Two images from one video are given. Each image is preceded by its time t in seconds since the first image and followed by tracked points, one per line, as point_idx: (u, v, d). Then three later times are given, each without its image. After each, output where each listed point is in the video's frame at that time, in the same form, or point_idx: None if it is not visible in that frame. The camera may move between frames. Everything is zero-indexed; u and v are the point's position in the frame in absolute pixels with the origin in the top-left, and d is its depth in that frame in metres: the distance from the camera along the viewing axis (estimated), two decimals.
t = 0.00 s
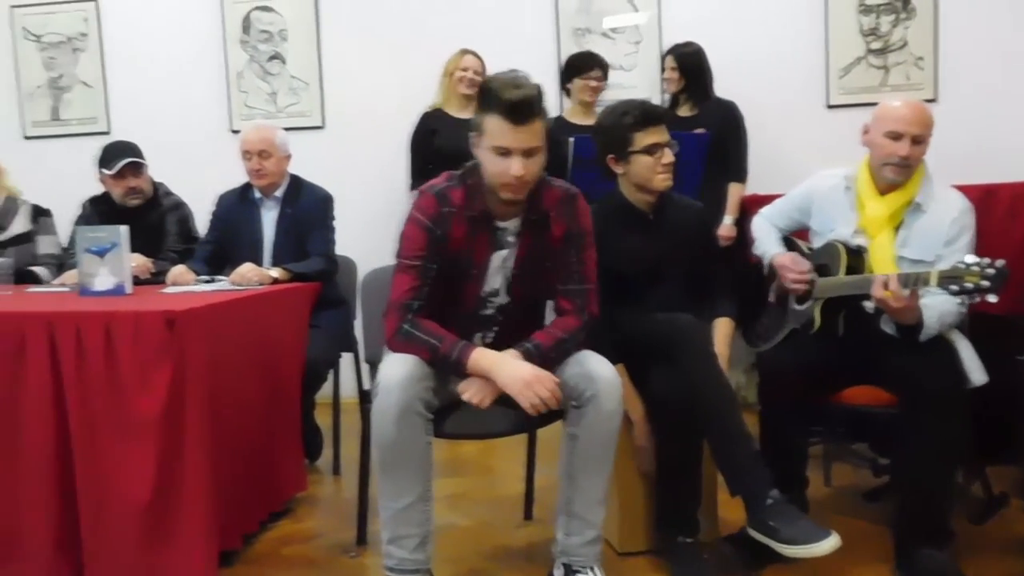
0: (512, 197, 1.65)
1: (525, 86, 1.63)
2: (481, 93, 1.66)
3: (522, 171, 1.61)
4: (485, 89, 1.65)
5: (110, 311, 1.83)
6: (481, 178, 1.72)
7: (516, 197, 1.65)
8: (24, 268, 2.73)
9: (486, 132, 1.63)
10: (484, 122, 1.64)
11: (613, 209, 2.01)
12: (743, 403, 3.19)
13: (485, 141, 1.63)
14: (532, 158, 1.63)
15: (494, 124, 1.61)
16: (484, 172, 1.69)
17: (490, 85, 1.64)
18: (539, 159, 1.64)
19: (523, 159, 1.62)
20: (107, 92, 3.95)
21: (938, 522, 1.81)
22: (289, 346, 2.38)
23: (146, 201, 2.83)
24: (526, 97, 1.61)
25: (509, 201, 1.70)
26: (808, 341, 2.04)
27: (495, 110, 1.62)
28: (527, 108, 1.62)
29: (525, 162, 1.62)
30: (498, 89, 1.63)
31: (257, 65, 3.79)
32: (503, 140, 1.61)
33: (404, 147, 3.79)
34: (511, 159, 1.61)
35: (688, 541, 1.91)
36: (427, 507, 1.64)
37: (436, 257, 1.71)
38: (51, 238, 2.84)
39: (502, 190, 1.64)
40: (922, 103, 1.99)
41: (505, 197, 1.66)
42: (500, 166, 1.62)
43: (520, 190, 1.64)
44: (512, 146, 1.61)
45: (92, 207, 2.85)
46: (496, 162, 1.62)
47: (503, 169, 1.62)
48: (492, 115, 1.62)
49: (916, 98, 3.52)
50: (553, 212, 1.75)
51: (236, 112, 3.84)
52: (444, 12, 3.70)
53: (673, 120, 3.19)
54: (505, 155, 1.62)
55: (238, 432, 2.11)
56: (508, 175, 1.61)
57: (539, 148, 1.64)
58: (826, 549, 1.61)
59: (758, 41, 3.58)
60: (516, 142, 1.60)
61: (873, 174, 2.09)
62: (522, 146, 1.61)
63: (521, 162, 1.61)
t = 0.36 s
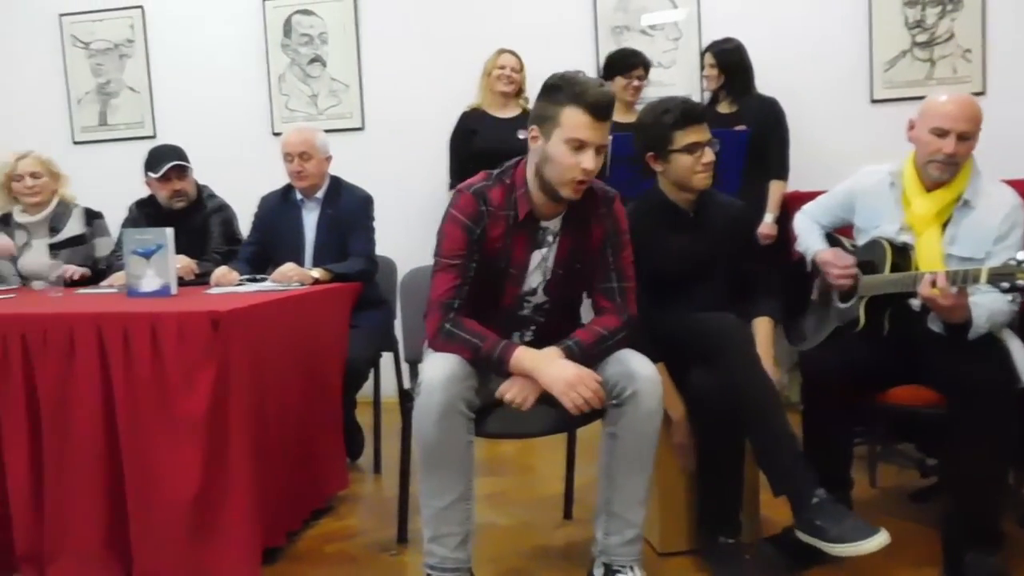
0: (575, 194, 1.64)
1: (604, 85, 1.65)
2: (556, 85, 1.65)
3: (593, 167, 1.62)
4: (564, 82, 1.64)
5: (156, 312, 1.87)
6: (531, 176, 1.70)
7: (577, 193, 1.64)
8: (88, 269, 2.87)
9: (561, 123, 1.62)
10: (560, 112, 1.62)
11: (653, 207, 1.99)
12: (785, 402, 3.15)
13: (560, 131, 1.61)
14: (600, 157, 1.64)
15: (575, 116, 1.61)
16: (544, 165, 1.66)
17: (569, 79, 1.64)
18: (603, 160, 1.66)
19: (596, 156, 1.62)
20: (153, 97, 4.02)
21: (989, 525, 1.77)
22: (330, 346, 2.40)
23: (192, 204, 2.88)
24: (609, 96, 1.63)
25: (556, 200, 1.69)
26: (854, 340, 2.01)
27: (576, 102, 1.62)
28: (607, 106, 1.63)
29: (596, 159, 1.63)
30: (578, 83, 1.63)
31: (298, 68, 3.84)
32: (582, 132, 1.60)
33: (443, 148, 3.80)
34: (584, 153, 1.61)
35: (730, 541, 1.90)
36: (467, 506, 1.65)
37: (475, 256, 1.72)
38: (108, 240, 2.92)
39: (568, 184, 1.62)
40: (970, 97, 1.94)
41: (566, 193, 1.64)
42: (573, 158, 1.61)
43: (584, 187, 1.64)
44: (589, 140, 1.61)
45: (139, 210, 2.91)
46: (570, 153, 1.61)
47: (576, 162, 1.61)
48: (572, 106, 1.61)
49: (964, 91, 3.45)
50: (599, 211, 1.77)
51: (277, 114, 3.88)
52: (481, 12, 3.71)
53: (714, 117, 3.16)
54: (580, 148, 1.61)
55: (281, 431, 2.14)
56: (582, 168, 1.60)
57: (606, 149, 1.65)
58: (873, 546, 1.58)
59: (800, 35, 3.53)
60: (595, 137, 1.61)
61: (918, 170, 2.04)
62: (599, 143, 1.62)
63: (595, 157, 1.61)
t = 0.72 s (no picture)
0: (593, 193, 1.65)
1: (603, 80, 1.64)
2: (558, 89, 1.65)
3: (608, 164, 1.62)
4: (565, 84, 1.64)
5: (216, 312, 1.91)
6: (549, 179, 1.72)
7: (596, 192, 1.65)
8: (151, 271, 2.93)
9: (568, 126, 1.62)
10: (566, 115, 1.63)
11: (707, 202, 1.96)
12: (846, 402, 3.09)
13: (568, 135, 1.62)
14: (611, 152, 1.64)
15: (581, 117, 1.61)
16: (557, 169, 1.67)
17: (570, 81, 1.64)
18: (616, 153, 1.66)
19: (607, 152, 1.63)
20: (213, 102, 4.12)
21: None
22: (386, 345, 2.43)
23: (250, 206, 2.95)
24: (611, 90, 1.63)
25: (573, 200, 1.70)
26: (916, 337, 1.95)
27: (579, 103, 1.62)
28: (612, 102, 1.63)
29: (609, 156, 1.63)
30: (579, 85, 1.63)
31: (353, 71, 3.89)
32: (590, 132, 1.61)
33: (495, 147, 3.81)
34: (596, 152, 1.62)
35: (789, 543, 1.87)
36: (521, 505, 1.65)
37: (510, 255, 1.74)
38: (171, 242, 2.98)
39: (584, 185, 1.63)
40: None
41: (584, 194, 1.66)
42: (586, 159, 1.62)
43: (601, 184, 1.65)
44: (598, 139, 1.61)
45: (200, 213, 2.98)
46: (582, 155, 1.62)
47: (589, 163, 1.62)
48: (577, 107, 1.61)
49: None
50: (619, 208, 1.75)
51: (333, 117, 3.94)
52: (533, 11, 3.71)
53: (771, 112, 3.11)
54: (590, 148, 1.61)
55: (338, 430, 2.17)
56: (597, 167, 1.61)
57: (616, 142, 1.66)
58: (941, 552, 1.54)
59: (859, 27, 3.46)
60: (604, 134, 1.61)
61: (982, 161, 1.99)
62: (609, 139, 1.62)
63: (607, 154, 1.62)
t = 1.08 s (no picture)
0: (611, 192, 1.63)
1: (595, 82, 1.56)
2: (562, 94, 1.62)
3: (608, 169, 1.57)
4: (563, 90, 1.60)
5: (278, 311, 1.95)
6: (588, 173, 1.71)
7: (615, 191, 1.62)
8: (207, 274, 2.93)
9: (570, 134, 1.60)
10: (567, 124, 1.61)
11: (767, 193, 1.92)
12: (913, 397, 3.01)
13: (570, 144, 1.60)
14: (616, 153, 1.58)
15: (572, 129, 1.57)
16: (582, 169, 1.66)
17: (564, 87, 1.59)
18: (626, 151, 1.58)
19: (607, 157, 1.57)
20: (272, 105, 4.20)
21: None
22: (443, 342, 2.45)
23: (310, 206, 3.00)
24: (596, 94, 1.54)
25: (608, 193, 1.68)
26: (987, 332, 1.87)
27: (570, 114, 1.57)
28: (600, 105, 1.55)
29: (610, 159, 1.57)
30: (570, 91, 1.58)
31: (408, 71, 3.92)
32: (583, 142, 1.57)
33: (550, 143, 3.80)
34: (596, 159, 1.58)
35: (855, 541, 1.83)
36: (579, 501, 1.65)
37: (563, 252, 1.74)
38: (235, 242, 3.03)
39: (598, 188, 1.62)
40: None
41: (607, 192, 1.64)
42: (588, 167, 1.59)
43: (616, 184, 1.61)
44: (594, 147, 1.56)
45: (262, 214, 3.04)
46: (584, 163, 1.59)
47: (591, 171, 1.59)
48: (568, 118, 1.58)
49: None
50: (673, 201, 1.71)
51: (389, 117, 3.98)
52: (588, 5, 3.69)
53: (832, 101, 3.04)
54: (588, 156, 1.58)
55: (398, 426, 2.19)
56: (596, 176, 1.58)
57: (623, 141, 1.57)
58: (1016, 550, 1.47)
59: (924, 11, 3.36)
60: (596, 142, 1.56)
61: None
62: (604, 145, 1.56)
63: (605, 160, 1.57)
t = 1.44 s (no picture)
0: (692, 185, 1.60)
1: (684, 73, 1.55)
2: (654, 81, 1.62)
3: (690, 160, 1.56)
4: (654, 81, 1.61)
5: (331, 307, 1.98)
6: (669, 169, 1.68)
7: (694, 185, 1.61)
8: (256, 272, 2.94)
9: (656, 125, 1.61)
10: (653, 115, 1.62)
11: (821, 183, 1.90)
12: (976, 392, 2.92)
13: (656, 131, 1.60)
14: (700, 146, 1.56)
15: (658, 117, 1.58)
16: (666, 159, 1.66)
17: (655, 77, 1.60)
18: (710, 145, 1.57)
19: (690, 149, 1.56)
20: (324, 105, 4.25)
21: None
22: (494, 339, 2.46)
23: (361, 205, 3.03)
24: (687, 83, 1.54)
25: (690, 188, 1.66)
26: None
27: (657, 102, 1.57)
28: (688, 94, 1.54)
29: (693, 150, 1.56)
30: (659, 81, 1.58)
31: (457, 69, 3.94)
32: (667, 131, 1.57)
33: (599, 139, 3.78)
34: (678, 150, 1.57)
35: (915, 541, 1.79)
36: (631, 498, 1.63)
37: (636, 247, 1.71)
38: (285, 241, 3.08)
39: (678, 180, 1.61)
40: None
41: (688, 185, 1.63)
42: (669, 156, 1.59)
43: (696, 178, 1.59)
44: (677, 137, 1.56)
45: (315, 213, 3.09)
46: (666, 152, 1.59)
47: (672, 161, 1.58)
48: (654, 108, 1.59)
49: None
50: (757, 192, 1.69)
51: (439, 115, 4.00)
52: None
53: (888, 90, 2.97)
54: (671, 145, 1.58)
55: (450, 423, 2.21)
56: (677, 166, 1.57)
57: (709, 134, 1.56)
58: None
59: None
60: (679, 132, 1.55)
61: None
62: (687, 136, 1.55)
63: (687, 152, 1.56)
